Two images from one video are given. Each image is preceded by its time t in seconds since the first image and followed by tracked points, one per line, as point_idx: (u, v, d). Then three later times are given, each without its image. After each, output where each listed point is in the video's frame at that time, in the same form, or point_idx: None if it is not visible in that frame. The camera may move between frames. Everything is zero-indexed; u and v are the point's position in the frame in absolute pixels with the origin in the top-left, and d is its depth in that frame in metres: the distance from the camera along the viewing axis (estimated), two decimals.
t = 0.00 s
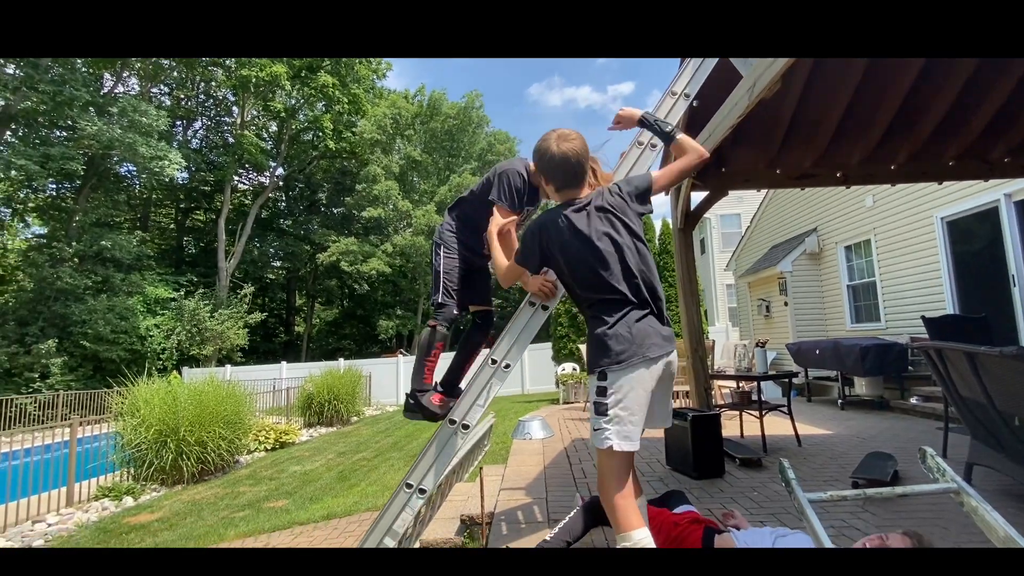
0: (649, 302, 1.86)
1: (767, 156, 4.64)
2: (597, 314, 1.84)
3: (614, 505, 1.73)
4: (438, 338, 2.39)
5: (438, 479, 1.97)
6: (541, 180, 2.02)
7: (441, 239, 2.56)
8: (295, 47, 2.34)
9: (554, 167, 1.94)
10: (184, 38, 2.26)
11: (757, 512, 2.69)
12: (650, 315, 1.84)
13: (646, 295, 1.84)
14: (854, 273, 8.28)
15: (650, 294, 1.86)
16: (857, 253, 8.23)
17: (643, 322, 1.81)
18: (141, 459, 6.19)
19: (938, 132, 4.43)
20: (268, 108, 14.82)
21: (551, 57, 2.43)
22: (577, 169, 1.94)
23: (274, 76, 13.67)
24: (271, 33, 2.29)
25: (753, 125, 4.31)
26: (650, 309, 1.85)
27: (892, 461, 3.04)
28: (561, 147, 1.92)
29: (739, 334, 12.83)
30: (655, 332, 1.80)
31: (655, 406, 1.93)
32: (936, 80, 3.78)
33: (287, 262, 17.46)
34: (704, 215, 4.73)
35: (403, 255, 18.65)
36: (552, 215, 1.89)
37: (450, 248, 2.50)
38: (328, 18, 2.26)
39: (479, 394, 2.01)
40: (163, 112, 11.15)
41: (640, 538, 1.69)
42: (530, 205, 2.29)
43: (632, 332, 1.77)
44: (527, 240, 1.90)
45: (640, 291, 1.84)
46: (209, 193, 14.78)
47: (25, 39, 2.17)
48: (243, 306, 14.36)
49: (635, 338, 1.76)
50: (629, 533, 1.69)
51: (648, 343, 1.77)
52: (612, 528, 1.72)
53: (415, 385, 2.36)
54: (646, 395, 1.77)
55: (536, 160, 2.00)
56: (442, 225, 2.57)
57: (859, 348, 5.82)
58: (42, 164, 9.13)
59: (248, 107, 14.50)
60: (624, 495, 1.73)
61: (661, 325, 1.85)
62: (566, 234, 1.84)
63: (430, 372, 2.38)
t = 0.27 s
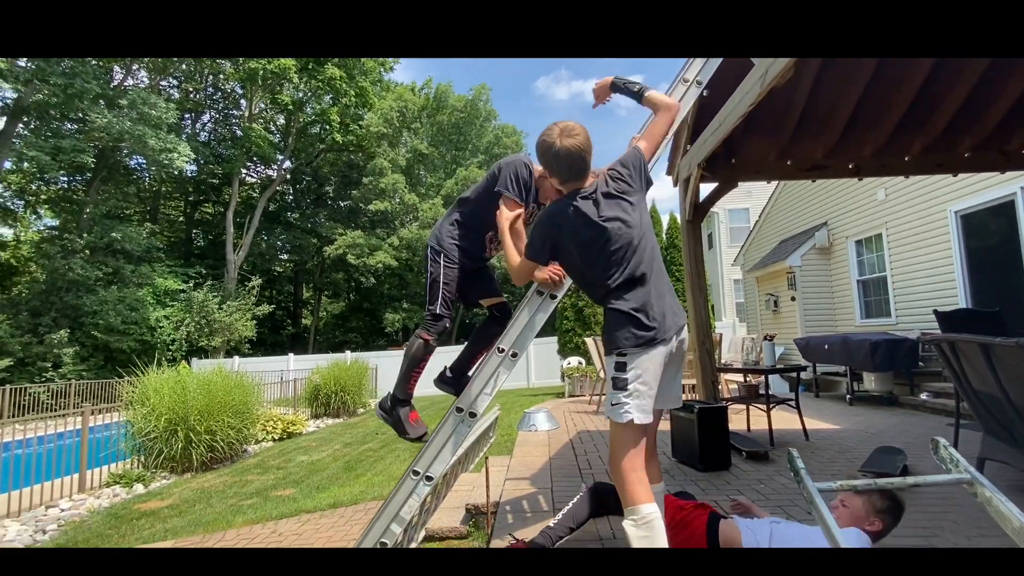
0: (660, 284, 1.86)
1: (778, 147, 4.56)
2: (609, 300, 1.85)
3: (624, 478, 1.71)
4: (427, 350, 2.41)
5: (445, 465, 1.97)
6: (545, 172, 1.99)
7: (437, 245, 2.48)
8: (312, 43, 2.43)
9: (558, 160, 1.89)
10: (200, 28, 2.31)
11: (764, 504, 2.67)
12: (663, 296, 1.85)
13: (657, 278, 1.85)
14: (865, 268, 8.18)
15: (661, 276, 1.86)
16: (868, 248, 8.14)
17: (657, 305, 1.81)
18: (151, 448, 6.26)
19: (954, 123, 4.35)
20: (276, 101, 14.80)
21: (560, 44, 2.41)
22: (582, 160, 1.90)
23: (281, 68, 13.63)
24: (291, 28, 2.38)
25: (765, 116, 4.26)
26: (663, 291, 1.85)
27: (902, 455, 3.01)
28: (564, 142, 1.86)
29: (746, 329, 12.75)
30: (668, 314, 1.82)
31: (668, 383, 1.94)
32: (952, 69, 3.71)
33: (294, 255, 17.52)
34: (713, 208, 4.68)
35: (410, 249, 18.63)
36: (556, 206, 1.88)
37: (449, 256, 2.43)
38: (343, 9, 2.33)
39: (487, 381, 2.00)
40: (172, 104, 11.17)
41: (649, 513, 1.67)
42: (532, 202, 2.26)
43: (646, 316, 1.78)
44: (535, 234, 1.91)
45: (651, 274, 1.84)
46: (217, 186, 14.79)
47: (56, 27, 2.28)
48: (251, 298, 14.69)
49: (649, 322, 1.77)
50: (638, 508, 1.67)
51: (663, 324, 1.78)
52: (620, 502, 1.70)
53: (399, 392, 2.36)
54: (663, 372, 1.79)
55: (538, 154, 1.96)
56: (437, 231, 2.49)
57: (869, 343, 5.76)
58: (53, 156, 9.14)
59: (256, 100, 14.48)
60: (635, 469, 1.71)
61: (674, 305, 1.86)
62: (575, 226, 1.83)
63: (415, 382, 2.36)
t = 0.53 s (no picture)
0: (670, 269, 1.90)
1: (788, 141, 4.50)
2: (621, 285, 1.85)
3: (622, 468, 1.72)
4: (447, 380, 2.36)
5: (450, 458, 1.98)
6: (560, 157, 1.96)
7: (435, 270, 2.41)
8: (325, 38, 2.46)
9: (577, 144, 1.88)
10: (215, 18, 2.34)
11: (769, 500, 2.67)
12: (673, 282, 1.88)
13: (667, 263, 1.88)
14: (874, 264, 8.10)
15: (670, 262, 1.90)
16: (878, 244, 8.05)
17: (667, 290, 1.84)
18: (159, 438, 6.33)
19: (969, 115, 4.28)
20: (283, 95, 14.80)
21: (570, 29, 2.41)
22: (601, 146, 1.90)
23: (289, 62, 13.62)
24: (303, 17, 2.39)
25: (775, 108, 4.21)
26: (672, 278, 1.88)
27: (910, 453, 2.99)
28: (586, 124, 1.86)
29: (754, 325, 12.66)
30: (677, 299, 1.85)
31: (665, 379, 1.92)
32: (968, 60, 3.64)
33: (301, 248, 17.59)
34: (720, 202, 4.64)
35: (415, 243, 18.62)
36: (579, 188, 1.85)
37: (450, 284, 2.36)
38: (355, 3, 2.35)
39: (492, 375, 2.00)
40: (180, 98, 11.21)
41: (651, 496, 1.67)
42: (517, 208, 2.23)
43: (658, 300, 1.80)
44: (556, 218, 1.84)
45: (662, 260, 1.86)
46: (224, 179, 14.83)
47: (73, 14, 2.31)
48: (258, 292, 14.69)
49: (661, 306, 1.79)
50: (639, 493, 1.67)
51: (671, 307, 1.80)
52: (621, 491, 1.69)
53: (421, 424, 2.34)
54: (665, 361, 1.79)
55: (557, 136, 1.94)
56: (430, 259, 2.42)
57: (877, 339, 5.70)
58: (63, 150, 9.20)
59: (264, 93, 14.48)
60: (631, 456, 1.72)
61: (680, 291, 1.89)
62: (593, 209, 1.80)
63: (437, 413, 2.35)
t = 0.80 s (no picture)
0: (668, 265, 1.86)
1: (797, 134, 4.51)
2: (616, 278, 1.83)
3: (652, 468, 1.71)
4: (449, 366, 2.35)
5: (455, 446, 1.98)
6: (566, 140, 1.95)
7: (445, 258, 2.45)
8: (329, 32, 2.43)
9: (584, 127, 1.87)
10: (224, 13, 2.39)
11: (775, 493, 2.66)
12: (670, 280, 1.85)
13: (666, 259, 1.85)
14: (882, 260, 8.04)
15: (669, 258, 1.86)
16: (886, 240, 8.00)
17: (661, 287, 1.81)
18: (166, 429, 6.38)
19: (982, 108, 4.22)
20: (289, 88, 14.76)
21: (575, 25, 2.40)
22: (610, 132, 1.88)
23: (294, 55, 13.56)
24: (308, 16, 2.41)
25: (784, 101, 4.18)
26: (669, 275, 1.85)
27: (918, 448, 2.97)
28: (595, 107, 1.85)
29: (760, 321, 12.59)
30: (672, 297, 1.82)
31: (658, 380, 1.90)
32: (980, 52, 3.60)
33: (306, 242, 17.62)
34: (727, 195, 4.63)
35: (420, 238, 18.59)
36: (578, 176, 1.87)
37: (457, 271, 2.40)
38: None
39: (498, 363, 1.99)
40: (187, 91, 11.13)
41: (678, 500, 1.70)
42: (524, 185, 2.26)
43: (652, 296, 1.78)
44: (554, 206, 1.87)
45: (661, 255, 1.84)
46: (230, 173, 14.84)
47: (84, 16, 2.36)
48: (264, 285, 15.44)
49: (654, 302, 1.77)
50: (668, 497, 1.69)
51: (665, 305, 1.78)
52: (650, 494, 1.70)
53: (426, 411, 2.34)
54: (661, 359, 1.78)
55: (563, 119, 1.93)
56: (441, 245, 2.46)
57: (885, 335, 5.66)
58: (71, 142, 9.20)
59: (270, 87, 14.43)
60: (660, 457, 1.74)
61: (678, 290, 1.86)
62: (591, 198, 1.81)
63: (440, 400, 2.34)
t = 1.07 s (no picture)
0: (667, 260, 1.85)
1: (803, 131, 4.49)
2: (613, 275, 1.84)
3: (634, 453, 1.68)
4: (446, 357, 2.36)
5: (458, 440, 1.97)
6: (562, 141, 1.96)
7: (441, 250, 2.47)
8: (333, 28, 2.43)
9: (578, 126, 1.87)
10: (218, 8, 2.27)
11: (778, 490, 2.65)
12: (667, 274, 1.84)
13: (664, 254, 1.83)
14: (888, 258, 7.98)
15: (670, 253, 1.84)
16: (893, 238, 7.94)
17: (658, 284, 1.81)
18: (171, 422, 6.42)
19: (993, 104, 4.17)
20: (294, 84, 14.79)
21: (587, 24, 2.29)
22: (605, 130, 1.89)
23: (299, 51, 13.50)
24: (308, 16, 2.30)
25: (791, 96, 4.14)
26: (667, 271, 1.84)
27: (923, 446, 2.95)
28: (588, 112, 1.85)
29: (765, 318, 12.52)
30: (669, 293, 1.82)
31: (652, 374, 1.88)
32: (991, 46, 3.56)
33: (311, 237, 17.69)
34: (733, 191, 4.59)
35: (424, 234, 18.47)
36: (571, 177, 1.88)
37: (455, 263, 2.41)
38: None
39: (501, 357, 1.99)
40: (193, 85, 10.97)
41: (664, 486, 1.63)
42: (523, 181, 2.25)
43: (647, 292, 1.78)
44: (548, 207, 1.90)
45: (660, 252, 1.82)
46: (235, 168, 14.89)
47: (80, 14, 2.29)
48: (268, 281, 15.36)
49: (648, 300, 1.78)
50: (653, 483, 1.63)
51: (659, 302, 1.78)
52: (633, 482, 1.64)
53: (428, 403, 2.33)
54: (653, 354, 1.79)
55: (559, 121, 1.94)
56: (441, 240, 2.48)
57: (891, 333, 5.62)
58: (76, 137, 9.21)
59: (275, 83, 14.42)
60: (644, 445, 1.68)
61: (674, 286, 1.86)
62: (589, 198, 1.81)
63: (441, 392, 2.32)
